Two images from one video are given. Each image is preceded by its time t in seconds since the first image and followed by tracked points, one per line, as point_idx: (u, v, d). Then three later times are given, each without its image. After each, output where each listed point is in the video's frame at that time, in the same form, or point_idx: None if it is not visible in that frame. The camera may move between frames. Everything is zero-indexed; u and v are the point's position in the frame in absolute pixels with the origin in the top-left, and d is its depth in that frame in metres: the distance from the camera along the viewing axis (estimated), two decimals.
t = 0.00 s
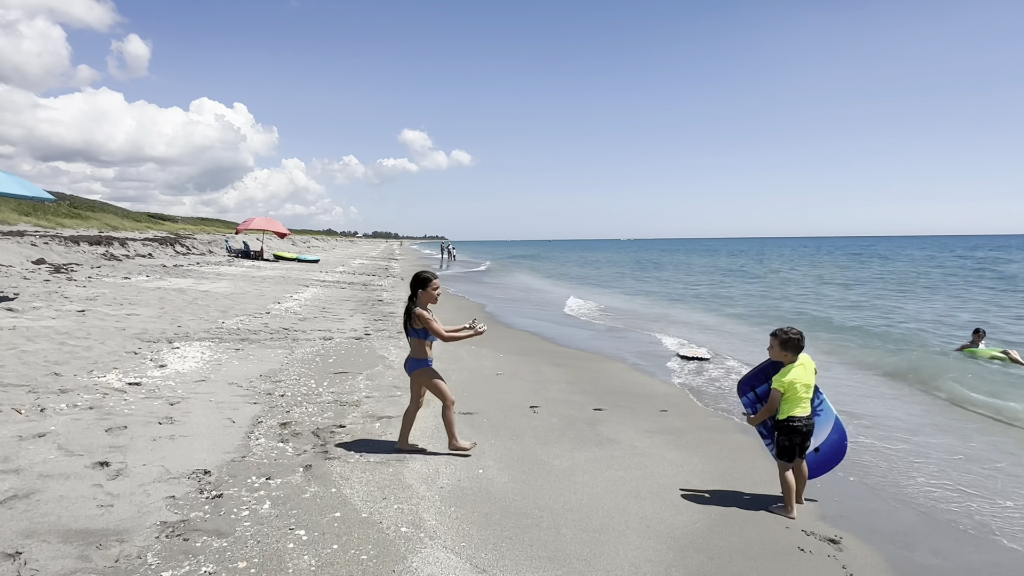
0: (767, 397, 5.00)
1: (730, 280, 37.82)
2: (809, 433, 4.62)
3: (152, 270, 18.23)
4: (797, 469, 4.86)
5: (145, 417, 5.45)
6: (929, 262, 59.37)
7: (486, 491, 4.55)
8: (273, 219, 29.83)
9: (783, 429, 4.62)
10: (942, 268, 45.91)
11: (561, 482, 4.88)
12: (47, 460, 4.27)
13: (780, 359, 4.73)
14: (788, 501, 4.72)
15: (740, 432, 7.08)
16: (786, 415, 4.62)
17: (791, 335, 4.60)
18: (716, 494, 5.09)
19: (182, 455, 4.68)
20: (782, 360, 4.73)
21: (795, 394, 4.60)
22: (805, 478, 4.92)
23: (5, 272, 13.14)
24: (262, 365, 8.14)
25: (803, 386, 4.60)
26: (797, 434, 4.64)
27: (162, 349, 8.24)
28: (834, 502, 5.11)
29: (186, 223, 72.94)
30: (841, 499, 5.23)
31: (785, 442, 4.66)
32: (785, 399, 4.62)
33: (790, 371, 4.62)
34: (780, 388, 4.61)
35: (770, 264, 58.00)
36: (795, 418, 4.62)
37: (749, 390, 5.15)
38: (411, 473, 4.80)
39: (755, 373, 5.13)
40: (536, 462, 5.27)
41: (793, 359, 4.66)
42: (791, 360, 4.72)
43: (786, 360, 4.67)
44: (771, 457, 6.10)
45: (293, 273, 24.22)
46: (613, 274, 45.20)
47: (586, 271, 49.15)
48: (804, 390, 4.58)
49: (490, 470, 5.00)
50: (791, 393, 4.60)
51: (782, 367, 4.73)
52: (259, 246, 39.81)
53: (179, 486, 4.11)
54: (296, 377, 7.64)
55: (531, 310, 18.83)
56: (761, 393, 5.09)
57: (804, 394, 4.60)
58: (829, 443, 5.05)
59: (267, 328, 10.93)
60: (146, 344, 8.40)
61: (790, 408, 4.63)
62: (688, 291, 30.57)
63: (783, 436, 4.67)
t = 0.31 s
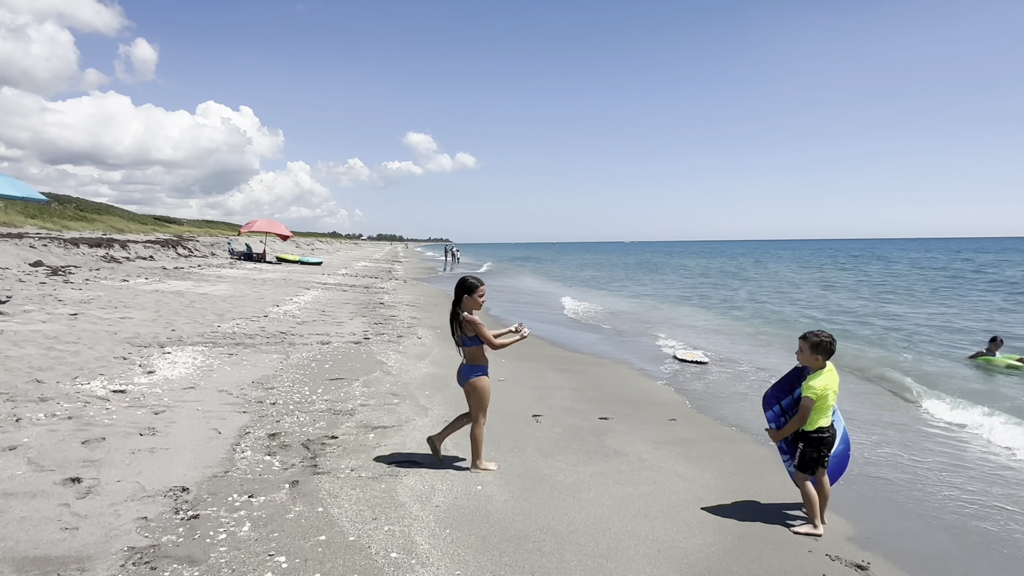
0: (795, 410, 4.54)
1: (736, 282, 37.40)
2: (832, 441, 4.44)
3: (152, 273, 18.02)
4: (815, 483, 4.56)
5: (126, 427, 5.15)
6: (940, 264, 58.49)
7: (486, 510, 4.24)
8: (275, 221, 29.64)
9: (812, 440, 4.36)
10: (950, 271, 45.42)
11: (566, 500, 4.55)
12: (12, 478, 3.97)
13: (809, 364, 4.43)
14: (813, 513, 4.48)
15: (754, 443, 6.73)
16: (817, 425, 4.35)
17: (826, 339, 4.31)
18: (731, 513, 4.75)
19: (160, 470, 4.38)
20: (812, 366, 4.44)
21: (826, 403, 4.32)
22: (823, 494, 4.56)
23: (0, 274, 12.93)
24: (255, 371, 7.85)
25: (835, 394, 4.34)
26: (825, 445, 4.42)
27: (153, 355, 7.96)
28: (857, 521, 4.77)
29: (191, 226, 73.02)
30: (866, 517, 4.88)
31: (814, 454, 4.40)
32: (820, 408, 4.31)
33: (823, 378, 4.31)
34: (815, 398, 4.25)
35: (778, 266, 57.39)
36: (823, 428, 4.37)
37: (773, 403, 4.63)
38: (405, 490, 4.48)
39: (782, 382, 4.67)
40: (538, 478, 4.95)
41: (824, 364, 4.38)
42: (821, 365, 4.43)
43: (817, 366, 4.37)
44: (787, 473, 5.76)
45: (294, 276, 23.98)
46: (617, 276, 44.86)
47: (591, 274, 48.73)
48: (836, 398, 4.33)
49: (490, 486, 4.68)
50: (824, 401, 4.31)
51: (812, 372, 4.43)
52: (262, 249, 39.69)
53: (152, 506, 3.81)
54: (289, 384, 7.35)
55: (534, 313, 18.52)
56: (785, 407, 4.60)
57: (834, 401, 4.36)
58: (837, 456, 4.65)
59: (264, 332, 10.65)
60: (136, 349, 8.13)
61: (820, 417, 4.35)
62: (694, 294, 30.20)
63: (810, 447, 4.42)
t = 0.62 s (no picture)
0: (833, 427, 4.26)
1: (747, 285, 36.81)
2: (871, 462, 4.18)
3: (155, 276, 17.83)
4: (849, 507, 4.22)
5: (108, 441, 4.85)
6: (954, 266, 57.50)
7: (489, 535, 3.90)
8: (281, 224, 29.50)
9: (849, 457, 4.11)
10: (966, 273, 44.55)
11: (577, 524, 4.19)
12: None
13: (844, 376, 4.23)
14: (847, 541, 4.15)
15: (775, 458, 6.34)
16: (855, 441, 4.10)
17: (863, 348, 4.11)
18: (755, 538, 4.38)
19: (139, 489, 4.07)
20: (848, 377, 4.20)
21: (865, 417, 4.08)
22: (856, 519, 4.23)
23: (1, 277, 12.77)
24: (251, 378, 7.56)
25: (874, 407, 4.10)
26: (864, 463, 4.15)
27: (147, 361, 7.69)
28: (892, 549, 4.38)
29: (199, 228, 73.31)
30: (902, 543, 4.49)
31: (851, 473, 4.12)
32: (860, 421, 4.06)
33: (861, 390, 4.10)
34: (854, 409, 4.02)
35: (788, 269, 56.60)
36: (862, 444, 4.11)
37: (813, 420, 4.35)
38: (402, 512, 4.15)
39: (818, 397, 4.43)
40: (547, 497, 4.60)
41: (861, 375, 4.16)
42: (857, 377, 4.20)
43: (853, 377, 4.15)
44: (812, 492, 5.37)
45: (300, 279, 23.76)
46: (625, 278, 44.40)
47: (598, 276, 48.25)
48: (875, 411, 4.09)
49: (495, 507, 4.34)
50: (863, 415, 4.06)
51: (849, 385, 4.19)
52: (269, 251, 39.58)
53: (124, 531, 3.49)
54: (286, 392, 7.04)
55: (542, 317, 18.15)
56: (823, 424, 4.34)
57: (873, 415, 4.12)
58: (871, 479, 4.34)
59: (263, 337, 10.35)
60: (130, 355, 7.86)
61: (859, 432, 4.10)
62: (704, 296, 29.70)
63: (846, 466, 4.14)
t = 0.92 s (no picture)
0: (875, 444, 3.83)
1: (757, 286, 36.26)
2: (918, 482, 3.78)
3: (158, 278, 17.59)
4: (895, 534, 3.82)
5: (89, 455, 4.52)
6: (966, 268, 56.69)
7: (497, 565, 3.53)
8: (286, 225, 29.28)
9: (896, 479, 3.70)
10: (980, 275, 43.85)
11: (594, 551, 3.81)
12: None
13: (887, 387, 3.78)
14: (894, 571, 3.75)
15: (800, 472, 5.94)
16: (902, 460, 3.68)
17: (910, 357, 3.66)
18: (789, 567, 3.99)
19: (117, 511, 3.74)
20: (892, 389, 3.76)
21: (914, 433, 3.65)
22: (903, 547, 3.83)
23: None
24: (248, 384, 7.24)
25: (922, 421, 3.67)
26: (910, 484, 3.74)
27: (140, 366, 7.38)
28: None
29: (206, 230, 73.50)
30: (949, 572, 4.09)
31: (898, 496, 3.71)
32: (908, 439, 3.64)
33: (908, 402, 3.67)
34: (903, 425, 3.59)
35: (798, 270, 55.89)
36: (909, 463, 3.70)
37: (853, 433, 3.90)
38: (401, 537, 3.79)
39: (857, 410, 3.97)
40: (560, 520, 4.22)
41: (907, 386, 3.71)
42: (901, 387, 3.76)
43: (899, 388, 3.70)
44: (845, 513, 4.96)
45: (304, 280, 23.51)
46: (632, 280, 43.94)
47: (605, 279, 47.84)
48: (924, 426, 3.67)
49: (503, 532, 3.97)
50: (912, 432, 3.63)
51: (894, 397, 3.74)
52: (275, 253, 39.44)
53: (94, 562, 3.16)
54: (283, 400, 6.71)
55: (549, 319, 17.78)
56: (863, 438, 3.90)
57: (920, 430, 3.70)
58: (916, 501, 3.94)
59: (264, 340, 10.06)
60: (123, 360, 7.56)
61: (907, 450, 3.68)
62: (714, 298, 29.21)
63: (893, 488, 3.73)
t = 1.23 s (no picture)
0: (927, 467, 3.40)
1: (768, 287, 35.69)
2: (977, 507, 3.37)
3: (161, 279, 17.39)
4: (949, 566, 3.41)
5: (71, 470, 4.22)
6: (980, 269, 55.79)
7: None
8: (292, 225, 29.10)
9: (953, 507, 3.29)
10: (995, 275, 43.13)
11: None
12: None
13: (942, 404, 3.32)
14: None
15: (830, 488, 5.54)
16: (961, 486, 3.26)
17: (970, 370, 3.18)
18: None
19: (94, 536, 3.42)
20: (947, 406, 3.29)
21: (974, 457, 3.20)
22: None
23: None
24: (246, 391, 6.93)
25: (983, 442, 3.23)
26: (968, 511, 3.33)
27: (135, 372, 7.11)
28: None
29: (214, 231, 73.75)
30: None
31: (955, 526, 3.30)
32: (967, 463, 3.20)
33: (968, 422, 3.21)
34: (960, 447, 3.15)
35: (809, 271, 55.16)
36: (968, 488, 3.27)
37: (902, 451, 3.47)
38: (402, 565, 3.44)
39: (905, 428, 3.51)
40: (578, 545, 3.86)
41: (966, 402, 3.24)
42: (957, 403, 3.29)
43: (957, 406, 3.23)
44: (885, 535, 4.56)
45: (310, 281, 23.28)
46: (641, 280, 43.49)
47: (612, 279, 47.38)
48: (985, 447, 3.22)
49: (515, 559, 3.62)
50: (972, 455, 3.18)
51: (950, 415, 3.28)
52: (281, 254, 39.33)
53: None
54: (282, 408, 6.39)
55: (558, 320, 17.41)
56: (914, 456, 3.48)
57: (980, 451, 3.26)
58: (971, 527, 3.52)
59: (265, 344, 9.77)
60: (118, 365, 7.29)
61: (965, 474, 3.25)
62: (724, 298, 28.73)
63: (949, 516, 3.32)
